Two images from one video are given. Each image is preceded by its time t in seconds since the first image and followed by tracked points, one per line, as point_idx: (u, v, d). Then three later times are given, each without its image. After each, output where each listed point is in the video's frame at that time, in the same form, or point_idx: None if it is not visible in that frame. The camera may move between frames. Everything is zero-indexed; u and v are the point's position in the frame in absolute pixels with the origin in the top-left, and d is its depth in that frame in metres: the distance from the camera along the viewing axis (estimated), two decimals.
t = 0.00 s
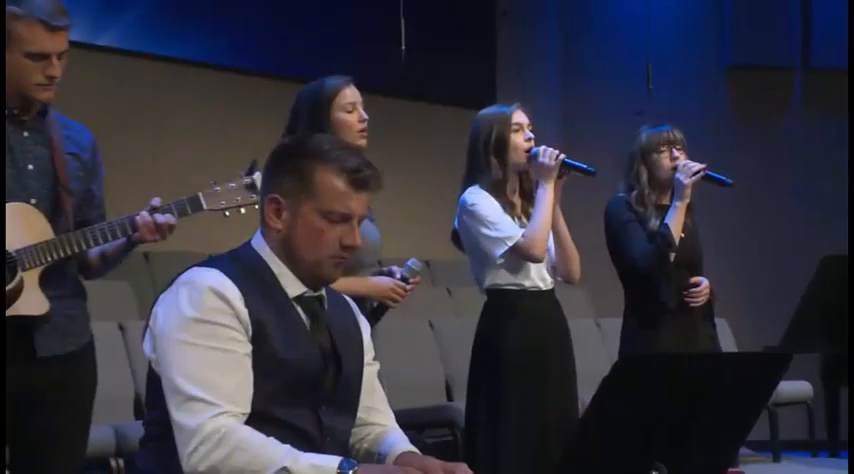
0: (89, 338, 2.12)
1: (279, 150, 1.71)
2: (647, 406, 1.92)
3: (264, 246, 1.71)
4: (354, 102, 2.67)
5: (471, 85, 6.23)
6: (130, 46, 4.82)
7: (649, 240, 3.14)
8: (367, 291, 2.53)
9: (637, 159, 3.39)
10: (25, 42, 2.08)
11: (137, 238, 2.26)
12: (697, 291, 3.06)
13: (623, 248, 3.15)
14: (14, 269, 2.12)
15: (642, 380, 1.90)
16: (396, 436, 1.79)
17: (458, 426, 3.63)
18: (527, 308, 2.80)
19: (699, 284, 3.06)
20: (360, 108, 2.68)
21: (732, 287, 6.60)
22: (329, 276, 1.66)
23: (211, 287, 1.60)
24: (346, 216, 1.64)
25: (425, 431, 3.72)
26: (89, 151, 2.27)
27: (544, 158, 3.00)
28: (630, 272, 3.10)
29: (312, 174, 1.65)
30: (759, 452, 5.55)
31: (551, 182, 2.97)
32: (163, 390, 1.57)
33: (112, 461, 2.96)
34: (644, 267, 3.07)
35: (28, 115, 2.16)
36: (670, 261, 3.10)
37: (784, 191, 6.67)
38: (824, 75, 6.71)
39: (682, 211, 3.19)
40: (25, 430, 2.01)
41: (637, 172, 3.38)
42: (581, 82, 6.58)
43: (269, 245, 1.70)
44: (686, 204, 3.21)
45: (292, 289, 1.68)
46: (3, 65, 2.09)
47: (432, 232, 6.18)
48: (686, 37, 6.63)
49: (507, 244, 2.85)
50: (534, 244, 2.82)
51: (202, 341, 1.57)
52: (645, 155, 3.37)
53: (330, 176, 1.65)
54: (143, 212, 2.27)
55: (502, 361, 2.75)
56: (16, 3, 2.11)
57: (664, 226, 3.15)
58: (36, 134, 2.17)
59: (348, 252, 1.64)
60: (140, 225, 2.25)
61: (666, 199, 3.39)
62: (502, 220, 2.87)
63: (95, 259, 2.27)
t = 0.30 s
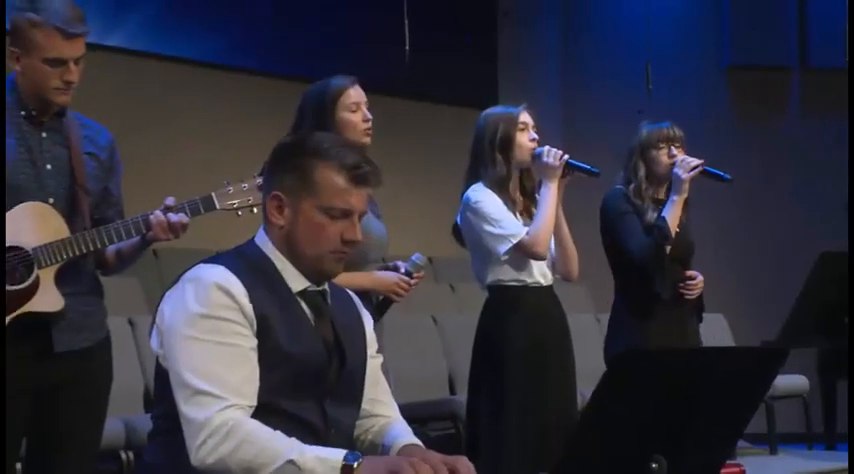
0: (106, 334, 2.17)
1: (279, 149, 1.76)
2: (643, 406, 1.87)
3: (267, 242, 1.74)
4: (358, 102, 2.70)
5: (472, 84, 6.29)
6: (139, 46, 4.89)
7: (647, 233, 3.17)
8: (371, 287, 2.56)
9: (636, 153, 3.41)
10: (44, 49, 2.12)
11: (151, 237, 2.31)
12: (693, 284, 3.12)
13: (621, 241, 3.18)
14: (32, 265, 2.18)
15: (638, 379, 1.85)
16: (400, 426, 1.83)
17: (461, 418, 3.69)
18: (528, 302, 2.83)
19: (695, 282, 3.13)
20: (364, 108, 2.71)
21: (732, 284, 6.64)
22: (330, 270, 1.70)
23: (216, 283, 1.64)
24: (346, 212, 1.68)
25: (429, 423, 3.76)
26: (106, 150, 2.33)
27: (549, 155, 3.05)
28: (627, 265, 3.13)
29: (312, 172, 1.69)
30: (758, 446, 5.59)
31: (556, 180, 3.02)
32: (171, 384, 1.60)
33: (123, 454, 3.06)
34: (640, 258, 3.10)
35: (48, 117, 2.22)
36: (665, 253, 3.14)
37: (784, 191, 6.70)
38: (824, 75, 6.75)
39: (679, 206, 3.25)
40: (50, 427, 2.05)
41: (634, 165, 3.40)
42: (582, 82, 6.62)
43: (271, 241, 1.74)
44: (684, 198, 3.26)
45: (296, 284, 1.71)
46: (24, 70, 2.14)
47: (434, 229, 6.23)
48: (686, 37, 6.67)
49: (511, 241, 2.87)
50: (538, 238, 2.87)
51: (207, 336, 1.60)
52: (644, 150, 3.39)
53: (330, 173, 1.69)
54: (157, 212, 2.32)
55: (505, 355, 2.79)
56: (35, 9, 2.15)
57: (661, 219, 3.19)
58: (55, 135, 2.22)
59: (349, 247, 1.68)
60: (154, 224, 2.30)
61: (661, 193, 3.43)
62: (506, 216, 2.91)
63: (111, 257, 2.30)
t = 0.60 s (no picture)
0: (120, 329, 2.20)
1: (297, 149, 1.79)
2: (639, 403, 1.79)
3: (285, 242, 1.79)
4: (362, 102, 2.73)
5: (472, 84, 6.33)
6: (146, 47, 4.97)
7: (643, 232, 3.20)
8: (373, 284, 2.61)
9: (632, 149, 3.42)
10: (61, 55, 2.16)
11: (163, 234, 2.33)
12: (685, 282, 3.17)
13: (615, 238, 3.17)
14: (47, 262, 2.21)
15: (633, 375, 1.77)
16: (405, 424, 1.88)
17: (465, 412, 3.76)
18: (532, 298, 2.87)
19: (685, 281, 3.18)
20: (368, 107, 2.75)
21: (731, 282, 6.68)
22: (349, 270, 1.75)
23: (233, 281, 1.69)
24: (366, 213, 1.72)
25: (433, 417, 3.80)
26: (121, 150, 2.35)
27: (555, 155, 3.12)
28: (620, 262, 3.13)
29: (332, 175, 1.72)
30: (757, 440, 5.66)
31: (562, 177, 3.08)
32: (188, 380, 1.65)
33: (133, 448, 3.04)
34: (636, 254, 3.10)
35: (63, 118, 2.27)
36: (661, 252, 3.17)
37: (784, 191, 6.74)
38: (824, 75, 6.78)
39: (676, 206, 3.32)
40: (65, 423, 2.10)
41: (631, 162, 3.41)
42: (584, 81, 6.65)
43: (290, 242, 1.78)
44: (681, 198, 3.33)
45: (311, 284, 1.76)
46: (41, 75, 2.19)
47: (436, 227, 6.28)
48: (685, 37, 6.70)
49: (518, 239, 2.89)
50: (545, 237, 2.88)
51: (224, 332, 1.65)
52: (643, 147, 3.40)
53: (349, 175, 1.72)
54: (170, 210, 2.35)
55: (510, 350, 2.82)
56: (51, 15, 2.19)
57: (657, 218, 3.24)
58: (70, 135, 2.27)
59: (369, 248, 1.72)
60: (167, 221, 2.33)
61: (654, 192, 3.46)
62: (514, 215, 2.92)
63: (126, 254, 2.34)
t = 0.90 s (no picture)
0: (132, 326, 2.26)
1: (326, 155, 1.85)
2: (639, 402, 1.74)
3: (310, 245, 1.86)
4: (367, 101, 2.77)
5: (472, 84, 6.49)
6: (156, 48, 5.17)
7: (642, 232, 3.21)
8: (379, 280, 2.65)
9: (629, 148, 3.44)
10: (70, 56, 2.21)
11: (177, 233, 2.41)
12: (682, 279, 3.23)
13: (613, 237, 3.19)
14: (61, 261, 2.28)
15: (632, 375, 1.72)
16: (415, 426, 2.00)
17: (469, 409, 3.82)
18: (536, 295, 2.91)
19: (682, 279, 3.23)
20: (373, 105, 2.79)
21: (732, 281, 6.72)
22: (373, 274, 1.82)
23: (255, 280, 1.75)
24: (393, 221, 1.78)
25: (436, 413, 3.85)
26: (132, 151, 2.41)
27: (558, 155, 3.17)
28: (619, 262, 3.15)
29: (361, 183, 1.78)
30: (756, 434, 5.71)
31: (566, 177, 3.12)
32: (204, 375, 1.71)
33: (143, 441, 3.10)
34: (634, 254, 3.12)
35: (75, 119, 2.31)
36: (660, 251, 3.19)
37: (784, 191, 6.76)
38: (824, 75, 6.78)
39: (676, 207, 3.40)
40: (76, 416, 2.14)
41: (628, 160, 3.43)
42: (583, 80, 6.71)
43: (317, 247, 1.85)
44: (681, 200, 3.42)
45: (333, 286, 1.83)
46: (52, 76, 2.24)
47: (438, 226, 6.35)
48: (685, 36, 6.73)
49: (523, 237, 2.93)
50: (550, 237, 2.91)
51: (243, 331, 1.71)
52: (639, 146, 3.43)
53: (377, 183, 1.78)
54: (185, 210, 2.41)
55: (517, 350, 2.85)
56: (59, 17, 2.23)
57: (655, 218, 3.27)
58: (81, 135, 2.32)
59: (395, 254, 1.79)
60: (181, 221, 2.40)
61: (650, 191, 3.48)
62: (519, 214, 2.96)
63: (140, 252, 2.43)
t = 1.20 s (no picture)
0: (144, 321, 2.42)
1: (351, 157, 1.91)
2: (638, 402, 1.75)
3: (330, 243, 1.93)
4: (380, 103, 2.88)
5: (474, 85, 6.52)
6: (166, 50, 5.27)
7: (644, 229, 3.24)
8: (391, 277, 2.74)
9: (627, 149, 3.46)
10: (76, 60, 2.33)
11: (212, 217, 2.63)
12: (682, 275, 3.26)
13: (615, 235, 3.22)
14: (76, 255, 2.39)
15: (632, 374, 1.72)
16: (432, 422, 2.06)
17: (476, 404, 3.89)
18: (539, 294, 2.94)
19: (682, 274, 3.26)
20: (386, 107, 2.89)
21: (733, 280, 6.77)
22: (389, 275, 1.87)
23: (275, 279, 1.81)
24: (410, 224, 1.84)
25: (444, 408, 3.93)
26: (141, 147, 2.55)
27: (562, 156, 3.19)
28: (622, 259, 3.18)
29: (381, 184, 1.84)
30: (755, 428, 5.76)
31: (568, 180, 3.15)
32: (222, 370, 1.77)
33: (157, 435, 3.20)
34: (637, 252, 3.16)
35: (84, 119, 2.44)
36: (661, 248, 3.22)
37: (784, 191, 6.80)
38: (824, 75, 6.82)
39: (673, 204, 3.42)
40: (92, 413, 2.31)
41: (625, 161, 3.46)
42: (583, 79, 6.79)
43: (336, 246, 1.91)
44: (678, 197, 3.44)
45: (350, 286, 1.90)
46: (59, 79, 2.36)
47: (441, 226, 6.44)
48: (686, 37, 6.78)
49: (524, 238, 2.96)
50: (550, 237, 2.94)
51: (261, 327, 1.77)
52: (637, 147, 3.44)
53: (396, 185, 1.84)
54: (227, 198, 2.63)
55: (519, 349, 2.89)
56: (64, 22, 2.34)
57: (656, 216, 3.29)
58: (91, 134, 2.44)
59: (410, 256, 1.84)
60: (222, 208, 2.61)
61: (647, 190, 3.51)
62: (522, 215, 2.99)
63: (156, 242, 2.59)
